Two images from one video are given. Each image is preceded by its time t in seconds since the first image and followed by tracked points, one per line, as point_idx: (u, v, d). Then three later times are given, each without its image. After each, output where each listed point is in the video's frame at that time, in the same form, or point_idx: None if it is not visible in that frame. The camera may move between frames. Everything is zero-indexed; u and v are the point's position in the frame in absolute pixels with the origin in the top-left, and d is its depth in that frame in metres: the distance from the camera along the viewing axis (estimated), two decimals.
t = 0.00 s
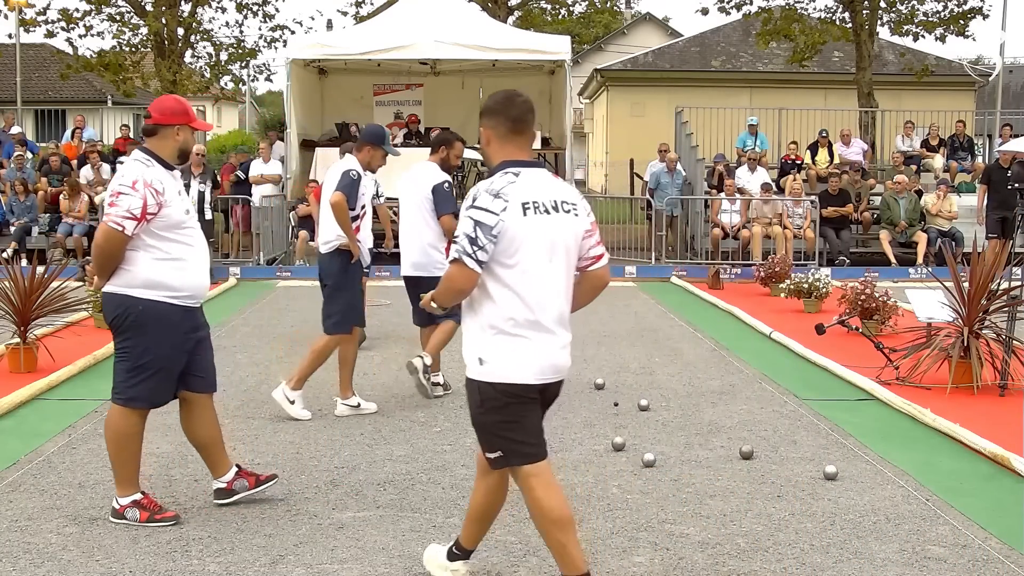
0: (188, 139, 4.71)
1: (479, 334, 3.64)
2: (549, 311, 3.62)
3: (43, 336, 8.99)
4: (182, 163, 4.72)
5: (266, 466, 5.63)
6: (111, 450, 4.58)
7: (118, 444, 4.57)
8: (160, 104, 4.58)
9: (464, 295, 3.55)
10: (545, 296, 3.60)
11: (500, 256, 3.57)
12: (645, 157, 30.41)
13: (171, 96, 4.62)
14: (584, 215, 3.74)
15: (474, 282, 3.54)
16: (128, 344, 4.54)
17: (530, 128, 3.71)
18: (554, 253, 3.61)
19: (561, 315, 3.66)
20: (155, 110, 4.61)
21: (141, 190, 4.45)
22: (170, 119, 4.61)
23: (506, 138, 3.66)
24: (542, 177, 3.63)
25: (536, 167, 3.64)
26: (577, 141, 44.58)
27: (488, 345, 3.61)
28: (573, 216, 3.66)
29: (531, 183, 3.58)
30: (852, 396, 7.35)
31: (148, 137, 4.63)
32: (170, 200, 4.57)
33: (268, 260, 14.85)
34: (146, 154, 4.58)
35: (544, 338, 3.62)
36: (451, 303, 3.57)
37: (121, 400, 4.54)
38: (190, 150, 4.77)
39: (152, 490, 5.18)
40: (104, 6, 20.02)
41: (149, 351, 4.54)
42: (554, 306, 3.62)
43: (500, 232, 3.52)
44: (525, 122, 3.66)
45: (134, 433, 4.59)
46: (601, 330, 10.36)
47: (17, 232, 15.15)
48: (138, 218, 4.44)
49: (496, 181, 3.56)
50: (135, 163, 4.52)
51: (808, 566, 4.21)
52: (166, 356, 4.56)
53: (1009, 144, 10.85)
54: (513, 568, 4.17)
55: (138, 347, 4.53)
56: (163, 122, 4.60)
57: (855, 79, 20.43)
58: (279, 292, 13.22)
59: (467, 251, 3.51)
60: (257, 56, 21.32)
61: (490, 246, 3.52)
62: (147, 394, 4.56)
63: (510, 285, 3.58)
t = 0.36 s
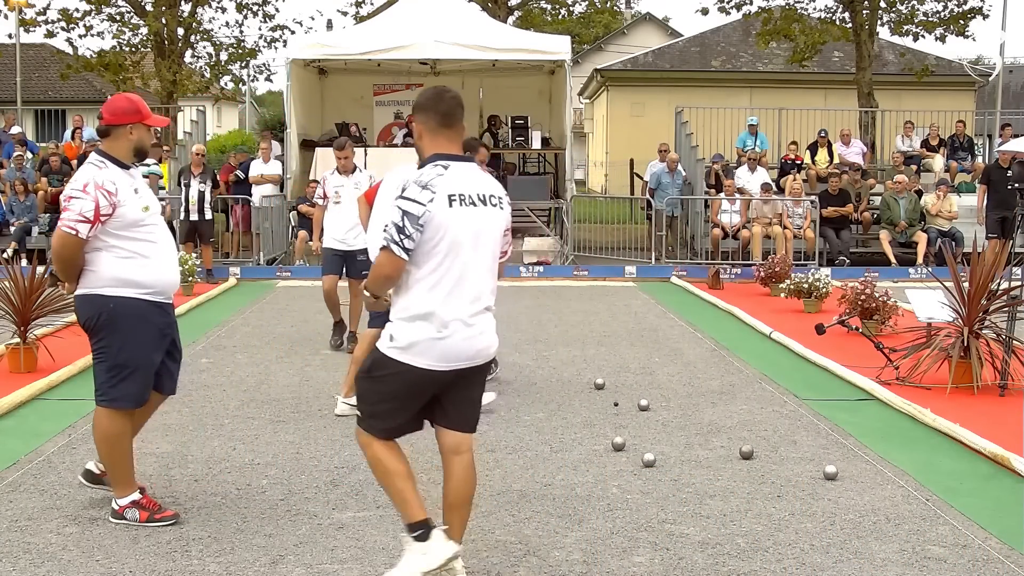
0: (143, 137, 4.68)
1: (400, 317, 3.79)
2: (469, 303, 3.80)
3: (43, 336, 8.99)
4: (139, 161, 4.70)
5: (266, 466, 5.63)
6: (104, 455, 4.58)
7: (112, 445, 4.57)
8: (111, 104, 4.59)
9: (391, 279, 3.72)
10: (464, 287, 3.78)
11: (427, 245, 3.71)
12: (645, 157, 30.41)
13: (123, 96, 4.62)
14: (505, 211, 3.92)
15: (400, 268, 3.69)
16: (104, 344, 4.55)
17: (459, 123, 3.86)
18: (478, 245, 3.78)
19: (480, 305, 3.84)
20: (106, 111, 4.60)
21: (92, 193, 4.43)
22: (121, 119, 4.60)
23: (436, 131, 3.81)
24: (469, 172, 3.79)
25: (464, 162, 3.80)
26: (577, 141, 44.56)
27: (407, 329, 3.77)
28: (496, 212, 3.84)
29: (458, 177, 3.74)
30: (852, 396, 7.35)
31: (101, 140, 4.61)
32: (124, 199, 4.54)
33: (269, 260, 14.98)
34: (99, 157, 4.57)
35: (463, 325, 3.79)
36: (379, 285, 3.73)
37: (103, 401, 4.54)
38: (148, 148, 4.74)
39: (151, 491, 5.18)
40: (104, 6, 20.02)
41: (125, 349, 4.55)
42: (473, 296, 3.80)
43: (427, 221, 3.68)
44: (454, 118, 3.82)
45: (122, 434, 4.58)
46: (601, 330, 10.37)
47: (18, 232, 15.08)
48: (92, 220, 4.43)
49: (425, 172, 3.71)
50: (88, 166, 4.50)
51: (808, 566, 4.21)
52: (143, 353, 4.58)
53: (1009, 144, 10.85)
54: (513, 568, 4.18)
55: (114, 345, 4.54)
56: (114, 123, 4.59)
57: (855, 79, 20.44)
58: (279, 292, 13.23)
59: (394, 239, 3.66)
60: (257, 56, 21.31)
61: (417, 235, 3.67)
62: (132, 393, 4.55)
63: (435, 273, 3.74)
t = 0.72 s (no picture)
0: (119, 137, 4.72)
1: (327, 323, 3.85)
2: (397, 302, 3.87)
3: (43, 336, 8.99)
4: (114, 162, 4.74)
5: (266, 466, 5.63)
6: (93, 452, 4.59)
7: (100, 445, 4.58)
8: (86, 106, 4.60)
9: (318, 288, 3.74)
10: (388, 288, 3.85)
11: (348, 250, 3.77)
12: (645, 157, 30.42)
13: (99, 97, 4.66)
14: (423, 210, 3.99)
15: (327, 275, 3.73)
16: (76, 342, 4.56)
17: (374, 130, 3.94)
18: (400, 245, 3.85)
19: (408, 303, 3.91)
20: (82, 111, 4.64)
21: (70, 189, 4.48)
22: (96, 120, 4.64)
23: (350, 140, 3.89)
24: (382, 175, 3.86)
25: (378, 167, 3.87)
26: (577, 141, 44.55)
27: (336, 334, 3.83)
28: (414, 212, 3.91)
29: (372, 181, 3.82)
30: (852, 396, 7.35)
31: (78, 140, 4.64)
32: (100, 197, 4.59)
33: (268, 260, 14.98)
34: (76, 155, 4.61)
35: (391, 325, 3.86)
36: (304, 296, 3.76)
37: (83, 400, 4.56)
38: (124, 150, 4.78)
39: (151, 491, 5.18)
40: (104, 6, 20.01)
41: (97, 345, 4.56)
42: (401, 295, 3.88)
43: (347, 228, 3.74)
44: (367, 125, 3.90)
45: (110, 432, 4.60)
46: (601, 330, 10.37)
47: (18, 232, 15.06)
48: (68, 216, 4.48)
49: (337, 181, 3.78)
50: (65, 164, 4.55)
51: (808, 566, 4.21)
52: (110, 352, 4.59)
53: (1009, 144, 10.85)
54: (514, 568, 4.17)
55: (86, 343, 4.55)
56: (90, 123, 4.63)
57: (855, 79, 20.44)
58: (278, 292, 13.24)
59: (319, 247, 3.70)
60: (257, 56, 21.31)
61: (340, 242, 3.73)
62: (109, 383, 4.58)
63: (361, 277, 3.80)
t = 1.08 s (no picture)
0: (99, 136, 4.76)
1: (262, 309, 4.13)
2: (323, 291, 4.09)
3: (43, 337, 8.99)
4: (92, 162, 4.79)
5: (267, 466, 5.63)
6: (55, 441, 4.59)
7: (67, 435, 4.60)
8: (67, 104, 4.65)
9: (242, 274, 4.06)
10: (312, 276, 4.07)
11: (271, 239, 4.05)
12: (645, 157, 30.42)
13: (81, 95, 4.70)
14: (355, 202, 4.20)
15: (249, 263, 4.03)
16: (56, 336, 4.60)
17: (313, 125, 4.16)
18: (323, 234, 4.07)
19: (336, 291, 4.12)
20: (63, 107, 4.68)
21: (52, 182, 4.52)
22: (77, 118, 4.67)
23: (290, 135, 4.12)
24: (312, 169, 4.09)
25: (312, 161, 4.10)
26: (577, 141, 44.52)
27: (266, 318, 4.09)
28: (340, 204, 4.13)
29: (297, 175, 4.05)
30: (852, 396, 7.35)
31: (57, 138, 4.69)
32: (81, 193, 4.64)
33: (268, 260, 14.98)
34: (56, 151, 4.65)
35: (319, 310, 4.08)
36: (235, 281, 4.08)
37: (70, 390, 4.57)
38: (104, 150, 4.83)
39: (151, 491, 5.18)
40: (104, 6, 20.01)
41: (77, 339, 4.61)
42: (327, 283, 4.09)
43: (267, 218, 4.01)
44: (306, 120, 4.11)
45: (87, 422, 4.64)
46: (601, 330, 10.37)
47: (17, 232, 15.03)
48: (50, 208, 4.52)
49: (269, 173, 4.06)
50: (47, 158, 4.59)
51: (808, 566, 4.21)
52: (95, 339, 4.66)
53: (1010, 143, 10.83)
54: (514, 568, 4.17)
55: (66, 338, 4.60)
56: (70, 121, 4.66)
57: (855, 79, 20.44)
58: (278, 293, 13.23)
59: (239, 236, 4.00)
60: (257, 56, 21.30)
61: (259, 232, 4.01)
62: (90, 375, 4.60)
63: (283, 265, 4.06)
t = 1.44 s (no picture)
0: (71, 135, 4.72)
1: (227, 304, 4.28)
2: (285, 292, 4.23)
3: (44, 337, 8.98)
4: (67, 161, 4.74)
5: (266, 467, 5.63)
6: None
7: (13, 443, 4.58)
8: (37, 104, 4.60)
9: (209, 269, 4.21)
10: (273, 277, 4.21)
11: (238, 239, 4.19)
12: (645, 157, 30.42)
13: (49, 95, 4.65)
14: (322, 211, 4.32)
15: (215, 259, 4.18)
16: (22, 344, 4.58)
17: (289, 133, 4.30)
18: (290, 239, 4.22)
19: (296, 294, 4.26)
20: (33, 109, 4.61)
21: (35, 185, 4.47)
22: (49, 117, 4.62)
23: (266, 141, 4.26)
24: (283, 176, 4.21)
25: (284, 167, 4.23)
26: (577, 141, 44.51)
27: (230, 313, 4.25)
28: (306, 211, 4.25)
29: (267, 179, 4.19)
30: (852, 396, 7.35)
31: (32, 139, 4.63)
32: (62, 194, 4.60)
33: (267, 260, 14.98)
34: (31, 153, 4.58)
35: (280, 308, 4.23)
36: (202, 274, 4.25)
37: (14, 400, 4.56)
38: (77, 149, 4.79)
39: (151, 491, 5.18)
40: (104, 6, 20.03)
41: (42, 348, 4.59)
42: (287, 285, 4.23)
43: (236, 218, 4.15)
44: (282, 128, 4.25)
45: (24, 434, 4.61)
46: (601, 330, 10.36)
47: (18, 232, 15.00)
48: (35, 211, 4.47)
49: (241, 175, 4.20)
50: (23, 161, 4.52)
51: (808, 566, 4.21)
52: (56, 353, 4.62)
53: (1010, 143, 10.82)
54: (514, 568, 4.17)
55: (32, 345, 4.58)
56: (42, 121, 4.61)
57: (855, 79, 20.44)
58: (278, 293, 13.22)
59: (208, 232, 4.15)
60: (256, 56, 21.30)
61: (228, 231, 4.16)
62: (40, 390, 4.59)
63: (248, 263, 4.21)
